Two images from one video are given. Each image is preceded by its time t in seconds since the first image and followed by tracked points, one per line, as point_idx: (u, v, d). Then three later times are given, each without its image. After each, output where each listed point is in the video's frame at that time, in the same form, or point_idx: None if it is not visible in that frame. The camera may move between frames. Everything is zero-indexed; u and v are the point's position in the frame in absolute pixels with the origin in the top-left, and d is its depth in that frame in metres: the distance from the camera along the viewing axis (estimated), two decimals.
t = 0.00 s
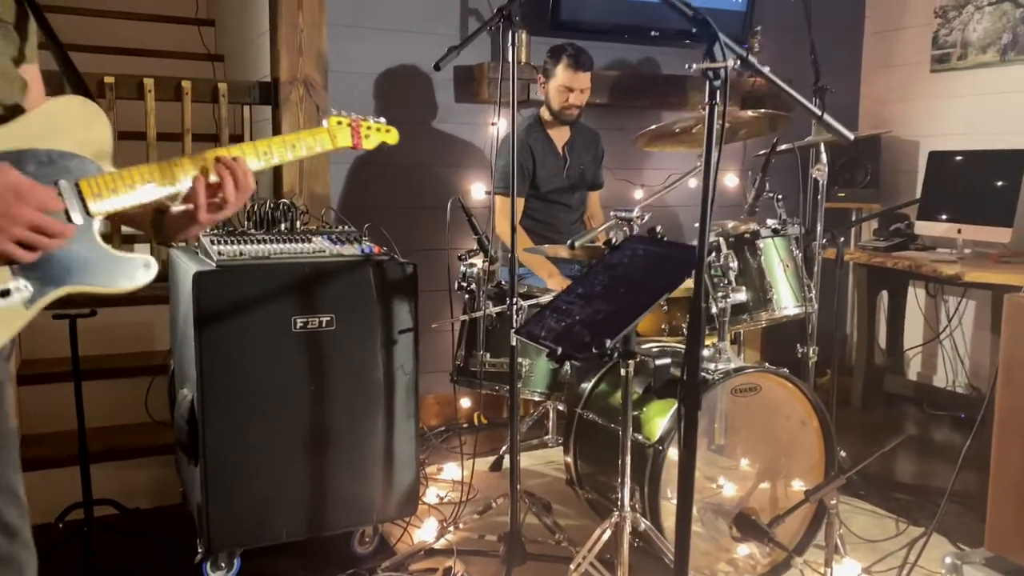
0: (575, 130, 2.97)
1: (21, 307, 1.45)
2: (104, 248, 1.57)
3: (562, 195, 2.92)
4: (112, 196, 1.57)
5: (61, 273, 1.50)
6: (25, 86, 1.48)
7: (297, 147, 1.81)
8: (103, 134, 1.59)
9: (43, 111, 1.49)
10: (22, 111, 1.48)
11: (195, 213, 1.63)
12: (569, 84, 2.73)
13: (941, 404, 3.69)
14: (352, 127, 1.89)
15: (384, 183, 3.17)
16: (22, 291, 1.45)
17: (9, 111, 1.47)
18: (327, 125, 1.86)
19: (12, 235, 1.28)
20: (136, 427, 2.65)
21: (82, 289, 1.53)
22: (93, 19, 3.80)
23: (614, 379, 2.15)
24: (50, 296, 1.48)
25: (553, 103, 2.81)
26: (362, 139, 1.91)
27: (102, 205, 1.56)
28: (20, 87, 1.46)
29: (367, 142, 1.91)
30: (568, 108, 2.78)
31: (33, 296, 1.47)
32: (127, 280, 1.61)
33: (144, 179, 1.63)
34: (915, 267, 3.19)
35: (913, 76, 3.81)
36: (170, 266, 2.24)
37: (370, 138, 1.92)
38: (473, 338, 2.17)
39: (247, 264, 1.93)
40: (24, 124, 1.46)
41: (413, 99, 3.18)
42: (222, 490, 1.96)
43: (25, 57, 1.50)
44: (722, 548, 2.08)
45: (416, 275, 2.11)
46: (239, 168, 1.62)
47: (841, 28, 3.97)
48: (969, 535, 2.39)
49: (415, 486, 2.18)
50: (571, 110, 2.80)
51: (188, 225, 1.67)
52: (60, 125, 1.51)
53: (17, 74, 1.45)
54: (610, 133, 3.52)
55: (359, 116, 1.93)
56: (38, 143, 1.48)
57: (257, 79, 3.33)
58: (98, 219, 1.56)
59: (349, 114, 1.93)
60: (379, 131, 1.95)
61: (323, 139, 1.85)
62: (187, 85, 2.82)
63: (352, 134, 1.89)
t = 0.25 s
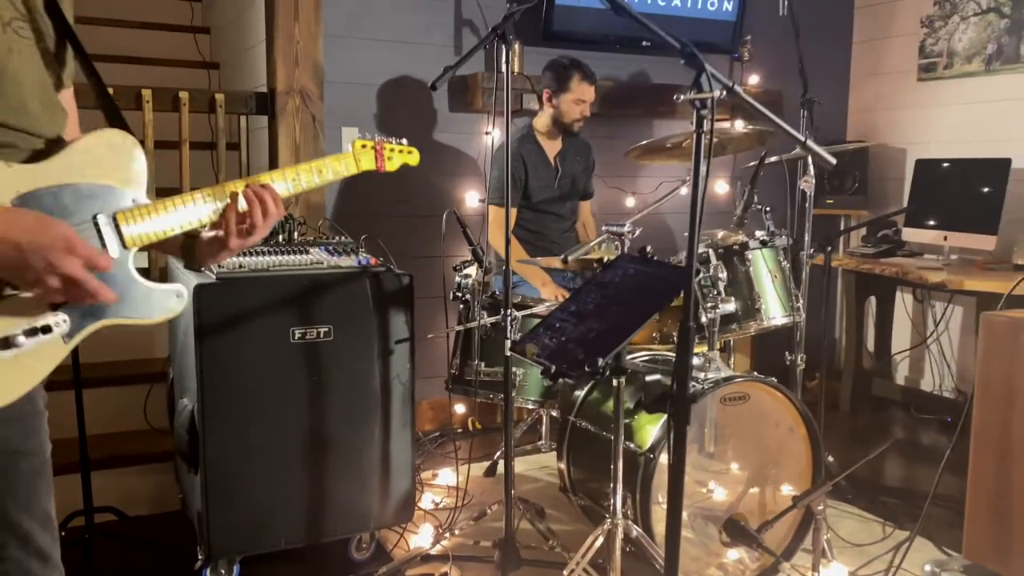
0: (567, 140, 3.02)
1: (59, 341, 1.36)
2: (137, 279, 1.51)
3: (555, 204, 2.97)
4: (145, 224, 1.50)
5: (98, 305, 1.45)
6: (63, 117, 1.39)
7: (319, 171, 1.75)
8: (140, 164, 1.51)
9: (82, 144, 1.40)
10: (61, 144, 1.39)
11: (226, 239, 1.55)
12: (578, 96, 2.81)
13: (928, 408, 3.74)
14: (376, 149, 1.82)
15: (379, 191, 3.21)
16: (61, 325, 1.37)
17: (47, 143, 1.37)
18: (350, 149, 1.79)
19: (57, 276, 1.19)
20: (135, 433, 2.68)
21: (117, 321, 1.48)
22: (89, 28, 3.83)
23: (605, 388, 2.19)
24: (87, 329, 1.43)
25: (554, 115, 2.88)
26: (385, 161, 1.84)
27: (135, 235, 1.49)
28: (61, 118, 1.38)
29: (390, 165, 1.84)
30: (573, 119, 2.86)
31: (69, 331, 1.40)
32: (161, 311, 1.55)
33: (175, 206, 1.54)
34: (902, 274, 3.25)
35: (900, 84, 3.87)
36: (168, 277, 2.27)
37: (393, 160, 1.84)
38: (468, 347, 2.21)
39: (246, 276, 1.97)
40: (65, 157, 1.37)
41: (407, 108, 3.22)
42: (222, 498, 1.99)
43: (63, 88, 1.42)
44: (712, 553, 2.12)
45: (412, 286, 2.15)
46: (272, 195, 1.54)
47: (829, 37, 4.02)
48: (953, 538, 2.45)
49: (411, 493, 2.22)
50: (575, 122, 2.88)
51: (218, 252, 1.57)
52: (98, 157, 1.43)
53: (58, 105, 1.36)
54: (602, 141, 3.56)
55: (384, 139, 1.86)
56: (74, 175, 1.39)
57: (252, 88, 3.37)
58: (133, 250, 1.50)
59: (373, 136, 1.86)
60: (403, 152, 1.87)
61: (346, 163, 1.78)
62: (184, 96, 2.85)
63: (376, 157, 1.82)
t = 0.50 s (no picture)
0: (560, 150, 3.05)
1: (71, 373, 1.40)
2: (147, 310, 1.53)
3: (549, 213, 3.00)
4: (155, 253, 1.53)
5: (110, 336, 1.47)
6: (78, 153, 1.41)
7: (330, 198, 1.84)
8: (150, 196, 1.55)
9: (101, 177, 1.43)
10: (78, 178, 1.42)
11: (233, 271, 1.63)
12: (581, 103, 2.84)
13: (918, 413, 3.78)
14: (382, 177, 1.93)
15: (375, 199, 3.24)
16: (73, 358, 1.40)
17: (64, 177, 1.39)
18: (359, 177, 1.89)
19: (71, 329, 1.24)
20: (134, 441, 2.71)
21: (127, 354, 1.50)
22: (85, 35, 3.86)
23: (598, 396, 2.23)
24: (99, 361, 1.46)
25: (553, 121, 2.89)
26: (391, 187, 1.95)
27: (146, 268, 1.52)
28: (76, 152, 1.40)
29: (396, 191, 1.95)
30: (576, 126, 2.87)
31: (81, 363, 1.43)
32: (172, 342, 1.57)
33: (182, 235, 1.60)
34: (892, 281, 3.29)
35: (890, 92, 3.91)
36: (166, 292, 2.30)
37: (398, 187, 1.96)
38: (463, 357, 2.24)
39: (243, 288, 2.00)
40: (83, 191, 1.40)
41: (403, 118, 3.25)
42: (220, 507, 2.02)
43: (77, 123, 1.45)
44: (703, 560, 2.15)
45: (407, 297, 2.18)
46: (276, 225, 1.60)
47: (821, 45, 4.06)
48: (942, 543, 2.48)
49: (406, 501, 2.25)
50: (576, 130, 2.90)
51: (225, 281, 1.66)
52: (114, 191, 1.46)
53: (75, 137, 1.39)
54: (596, 149, 3.60)
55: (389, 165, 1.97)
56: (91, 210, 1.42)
57: (248, 97, 3.39)
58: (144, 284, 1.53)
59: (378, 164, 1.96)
60: (407, 179, 1.99)
61: (354, 189, 1.88)
62: (181, 106, 2.87)
63: (382, 184, 1.92)
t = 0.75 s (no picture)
0: (554, 158, 3.07)
1: (64, 398, 1.43)
2: (142, 334, 1.61)
3: (544, 221, 3.02)
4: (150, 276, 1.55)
5: (106, 361, 1.54)
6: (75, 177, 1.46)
7: (325, 221, 1.89)
8: (147, 222, 1.59)
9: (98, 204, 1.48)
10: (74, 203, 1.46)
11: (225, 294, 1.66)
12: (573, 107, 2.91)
13: (912, 418, 3.81)
14: (376, 202, 1.99)
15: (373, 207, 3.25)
16: (67, 380, 1.43)
17: (62, 202, 1.43)
18: (354, 201, 1.95)
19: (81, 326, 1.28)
20: (133, 450, 2.74)
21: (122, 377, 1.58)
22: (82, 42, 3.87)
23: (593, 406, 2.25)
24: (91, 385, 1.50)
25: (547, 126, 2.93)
26: (385, 212, 2.02)
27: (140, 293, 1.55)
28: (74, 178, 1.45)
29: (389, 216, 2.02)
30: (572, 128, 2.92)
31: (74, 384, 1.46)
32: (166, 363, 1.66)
33: (180, 258, 1.62)
34: (886, 288, 3.31)
35: (884, 99, 3.93)
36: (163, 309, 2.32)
37: (392, 211, 2.03)
38: (458, 367, 2.26)
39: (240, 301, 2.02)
40: (79, 217, 1.44)
41: (399, 126, 3.27)
42: (217, 517, 2.05)
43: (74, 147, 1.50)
44: (696, 568, 2.17)
45: (403, 307, 2.20)
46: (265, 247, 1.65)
47: (816, 52, 4.08)
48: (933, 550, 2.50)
49: (402, 510, 2.27)
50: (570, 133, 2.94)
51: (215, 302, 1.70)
52: (110, 217, 1.50)
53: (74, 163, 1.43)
54: (591, 156, 3.62)
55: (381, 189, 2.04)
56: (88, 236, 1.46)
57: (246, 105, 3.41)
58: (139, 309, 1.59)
59: (373, 189, 2.03)
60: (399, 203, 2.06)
61: (348, 213, 1.93)
62: (178, 116, 2.88)
63: (376, 208, 1.99)
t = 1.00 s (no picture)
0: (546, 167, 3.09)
1: (61, 424, 1.49)
2: (140, 358, 1.67)
3: (537, 229, 3.03)
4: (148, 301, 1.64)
5: (104, 389, 1.61)
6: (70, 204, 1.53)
7: (326, 240, 1.97)
8: (150, 248, 1.66)
9: (94, 231, 1.55)
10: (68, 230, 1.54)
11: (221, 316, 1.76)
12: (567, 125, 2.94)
13: (907, 423, 3.83)
14: (376, 219, 2.07)
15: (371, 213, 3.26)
16: (64, 407, 1.50)
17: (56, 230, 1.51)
18: (355, 219, 2.03)
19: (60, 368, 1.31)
20: (131, 458, 2.75)
21: (122, 400, 1.64)
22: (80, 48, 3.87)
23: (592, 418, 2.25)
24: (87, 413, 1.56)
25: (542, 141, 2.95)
26: (385, 228, 2.09)
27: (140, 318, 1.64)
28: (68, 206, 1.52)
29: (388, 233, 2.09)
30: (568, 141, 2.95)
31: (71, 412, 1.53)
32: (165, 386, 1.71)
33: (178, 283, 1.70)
34: (881, 295, 3.32)
35: (880, 106, 3.95)
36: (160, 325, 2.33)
37: (391, 227, 2.10)
38: (456, 378, 2.27)
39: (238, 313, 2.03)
40: (73, 244, 1.51)
41: (397, 134, 3.28)
42: (216, 528, 2.06)
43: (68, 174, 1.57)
44: None
45: (401, 318, 2.21)
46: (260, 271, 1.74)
47: (813, 59, 4.09)
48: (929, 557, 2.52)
49: (400, 520, 2.28)
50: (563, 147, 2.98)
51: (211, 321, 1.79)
52: (108, 243, 1.57)
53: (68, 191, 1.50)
54: (588, 163, 3.65)
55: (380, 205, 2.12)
56: (86, 261, 1.54)
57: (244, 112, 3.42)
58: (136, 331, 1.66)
59: (373, 207, 2.10)
60: (399, 219, 2.13)
61: (349, 231, 2.01)
62: (176, 124, 2.89)
63: (376, 225, 2.06)
